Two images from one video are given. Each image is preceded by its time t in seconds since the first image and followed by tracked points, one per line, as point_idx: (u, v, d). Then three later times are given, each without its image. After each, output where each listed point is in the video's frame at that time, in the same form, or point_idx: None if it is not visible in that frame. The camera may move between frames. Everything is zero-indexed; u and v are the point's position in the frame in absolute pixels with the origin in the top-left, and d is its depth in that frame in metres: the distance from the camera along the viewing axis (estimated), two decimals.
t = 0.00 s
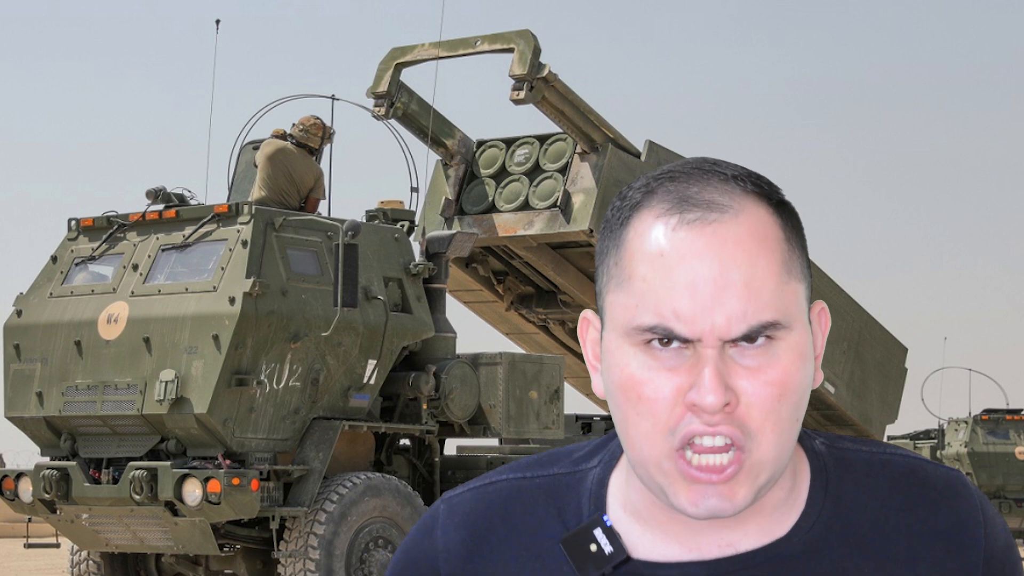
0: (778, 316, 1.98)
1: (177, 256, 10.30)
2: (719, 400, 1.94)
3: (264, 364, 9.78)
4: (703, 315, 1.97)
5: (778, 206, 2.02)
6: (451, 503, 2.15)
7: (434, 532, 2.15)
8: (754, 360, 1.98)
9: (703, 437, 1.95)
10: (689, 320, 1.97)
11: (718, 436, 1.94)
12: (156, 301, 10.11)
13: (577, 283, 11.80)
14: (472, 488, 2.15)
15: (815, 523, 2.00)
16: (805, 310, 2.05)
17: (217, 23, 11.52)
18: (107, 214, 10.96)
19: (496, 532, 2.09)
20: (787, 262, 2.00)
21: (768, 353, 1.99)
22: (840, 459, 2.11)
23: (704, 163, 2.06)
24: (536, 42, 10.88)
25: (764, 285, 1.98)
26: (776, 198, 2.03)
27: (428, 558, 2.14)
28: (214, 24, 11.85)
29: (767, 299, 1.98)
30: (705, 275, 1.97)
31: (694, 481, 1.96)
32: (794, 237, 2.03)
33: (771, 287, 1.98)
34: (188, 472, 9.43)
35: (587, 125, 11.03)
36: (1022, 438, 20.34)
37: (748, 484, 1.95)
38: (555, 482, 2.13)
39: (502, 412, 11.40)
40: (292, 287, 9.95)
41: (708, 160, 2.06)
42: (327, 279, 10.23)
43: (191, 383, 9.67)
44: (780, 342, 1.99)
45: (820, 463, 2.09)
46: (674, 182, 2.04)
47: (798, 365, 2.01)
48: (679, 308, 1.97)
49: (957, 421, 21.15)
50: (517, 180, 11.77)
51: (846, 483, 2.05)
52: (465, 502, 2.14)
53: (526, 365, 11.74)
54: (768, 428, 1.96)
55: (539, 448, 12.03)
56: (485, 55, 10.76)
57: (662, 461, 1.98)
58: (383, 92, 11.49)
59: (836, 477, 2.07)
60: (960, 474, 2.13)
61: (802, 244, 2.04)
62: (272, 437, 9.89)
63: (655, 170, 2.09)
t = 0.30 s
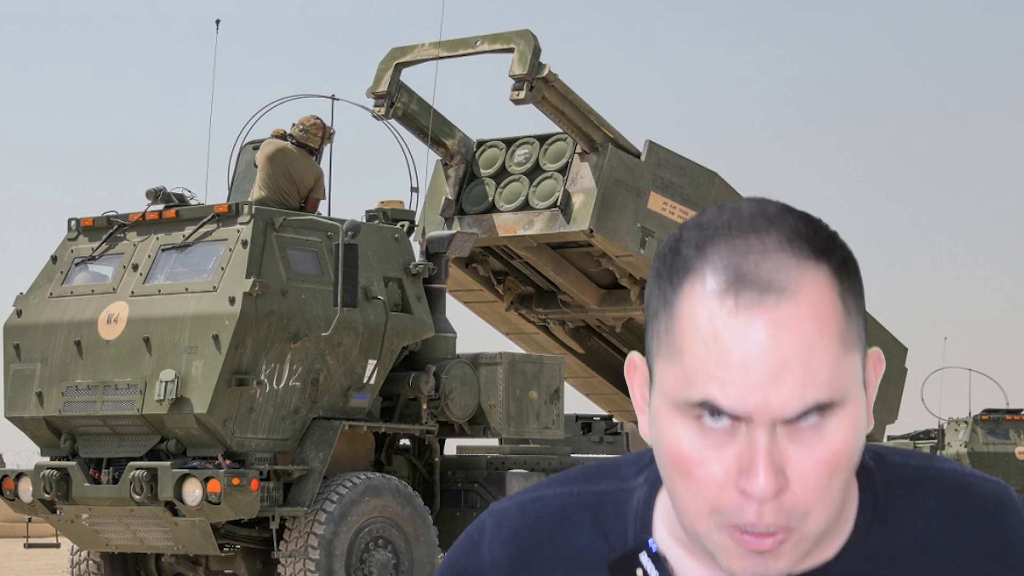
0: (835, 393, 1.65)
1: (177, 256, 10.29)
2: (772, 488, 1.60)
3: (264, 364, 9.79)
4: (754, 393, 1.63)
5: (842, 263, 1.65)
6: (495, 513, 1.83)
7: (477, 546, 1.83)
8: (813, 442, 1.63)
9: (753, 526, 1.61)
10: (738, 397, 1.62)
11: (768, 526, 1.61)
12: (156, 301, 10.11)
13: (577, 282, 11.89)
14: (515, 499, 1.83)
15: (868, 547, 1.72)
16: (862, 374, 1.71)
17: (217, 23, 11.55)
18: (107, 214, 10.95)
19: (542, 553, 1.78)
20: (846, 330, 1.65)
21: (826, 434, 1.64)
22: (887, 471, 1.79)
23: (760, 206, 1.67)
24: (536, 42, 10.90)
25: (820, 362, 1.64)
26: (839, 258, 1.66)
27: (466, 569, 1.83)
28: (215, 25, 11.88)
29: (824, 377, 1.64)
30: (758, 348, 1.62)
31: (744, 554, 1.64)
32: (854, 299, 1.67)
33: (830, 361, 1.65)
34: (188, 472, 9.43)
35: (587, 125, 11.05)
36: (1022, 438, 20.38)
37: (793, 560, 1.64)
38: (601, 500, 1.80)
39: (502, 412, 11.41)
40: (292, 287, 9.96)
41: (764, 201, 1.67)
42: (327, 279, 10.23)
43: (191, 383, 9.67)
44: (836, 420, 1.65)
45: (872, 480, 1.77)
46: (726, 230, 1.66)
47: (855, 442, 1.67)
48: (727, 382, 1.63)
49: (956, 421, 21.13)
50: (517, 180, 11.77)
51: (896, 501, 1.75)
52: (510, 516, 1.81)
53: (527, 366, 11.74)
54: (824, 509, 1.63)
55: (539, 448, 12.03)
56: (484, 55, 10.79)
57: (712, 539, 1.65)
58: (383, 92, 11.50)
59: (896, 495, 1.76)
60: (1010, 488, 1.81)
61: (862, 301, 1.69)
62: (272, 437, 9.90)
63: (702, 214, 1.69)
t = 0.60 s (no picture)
0: (873, 347, 1.51)
1: (177, 255, 10.29)
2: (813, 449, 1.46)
3: (264, 364, 9.79)
4: (791, 357, 1.49)
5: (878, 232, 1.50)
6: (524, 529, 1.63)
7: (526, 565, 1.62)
8: (851, 400, 1.48)
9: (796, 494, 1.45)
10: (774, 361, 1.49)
11: (814, 494, 1.45)
12: (156, 301, 10.11)
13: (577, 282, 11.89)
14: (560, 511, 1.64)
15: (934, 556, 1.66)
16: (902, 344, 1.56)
17: (217, 23, 11.55)
18: (107, 214, 10.95)
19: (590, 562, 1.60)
20: (886, 291, 1.52)
21: (865, 389, 1.49)
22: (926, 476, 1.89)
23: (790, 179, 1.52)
24: (536, 42, 10.90)
25: (859, 312, 1.50)
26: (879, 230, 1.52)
27: None
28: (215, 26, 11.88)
29: (861, 339, 1.50)
30: (798, 295, 1.48)
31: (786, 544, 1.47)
32: (893, 272, 1.52)
33: (866, 322, 1.51)
34: (188, 472, 9.43)
35: (587, 125, 11.06)
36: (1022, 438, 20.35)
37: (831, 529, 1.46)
38: (645, 505, 1.62)
39: (502, 412, 11.42)
40: (293, 287, 9.96)
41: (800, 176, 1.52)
42: (327, 279, 10.23)
43: (191, 383, 9.67)
44: (875, 377, 1.50)
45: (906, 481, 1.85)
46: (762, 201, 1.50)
47: (891, 407, 1.51)
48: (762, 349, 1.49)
49: (958, 421, 21.03)
50: (517, 180, 11.77)
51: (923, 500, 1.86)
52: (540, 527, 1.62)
53: (527, 365, 11.75)
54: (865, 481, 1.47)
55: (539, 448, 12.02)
56: (484, 55, 10.79)
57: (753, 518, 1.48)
58: (383, 92, 11.51)
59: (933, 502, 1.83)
60: None
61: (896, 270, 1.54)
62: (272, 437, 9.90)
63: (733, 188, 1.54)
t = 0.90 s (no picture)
0: (901, 248, 1.67)
1: (177, 256, 10.29)
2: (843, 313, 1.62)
3: (264, 364, 9.79)
4: (825, 237, 1.66)
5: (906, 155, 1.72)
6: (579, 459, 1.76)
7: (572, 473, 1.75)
8: (880, 288, 1.64)
9: (827, 355, 1.59)
10: (811, 236, 1.66)
11: (840, 352, 1.59)
12: (156, 301, 10.11)
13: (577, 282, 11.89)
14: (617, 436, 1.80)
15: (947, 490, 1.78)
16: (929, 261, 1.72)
17: (216, 23, 11.54)
18: (107, 214, 10.95)
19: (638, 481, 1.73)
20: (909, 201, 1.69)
21: (896, 286, 1.65)
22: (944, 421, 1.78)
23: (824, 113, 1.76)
24: (536, 41, 10.90)
25: (886, 213, 1.67)
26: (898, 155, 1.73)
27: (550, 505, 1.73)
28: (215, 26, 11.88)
29: (892, 231, 1.67)
30: (826, 194, 1.67)
31: (818, 423, 1.58)
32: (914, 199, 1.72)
33: (896, 221, 1.68)
34: (188, 472, 9.43)
35: (587, 125, 11.06)
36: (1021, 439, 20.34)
37: (870, 429, 1.58)
38: (695, 449, 1.74)
39: (502, 412, 11.41)
40: (293, 287, 9.95)
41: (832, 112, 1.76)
42: (327, 279, 10.23)
43: (191, 382, 9.67)
44: (903, 277, 1.66)
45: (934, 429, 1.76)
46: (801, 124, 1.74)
47: (921, 310, 1.66)
48: (802, 227, 1.67)
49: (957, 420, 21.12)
50: (517, 180, 11.77)
51: (955, 449, 1.71)
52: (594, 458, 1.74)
53: (527, 366, 11.76)
54: (892, 363, 1.60)
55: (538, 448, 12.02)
56: (484, 55, 10.80)
57: (787, 392, 1.61)
58: (383, 92, 11.51)
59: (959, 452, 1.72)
60: None
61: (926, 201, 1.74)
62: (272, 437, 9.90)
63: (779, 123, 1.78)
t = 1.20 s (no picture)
0: (897, 271, 2.00)
1: (177, 256, 10.29)
2: (838, 339, 1.94)
3: (264, 364, 9.80)
4: (824, 265, 1.99)
5: (901, 183, 2.03)
6: (589, 510, 2.08)
7: (578, 541, 2.05)
8: (874, 311, 1.98)
9: (822, 381, 1.93)
10: (811, 263, 1.99)
11: (835, 379, 1.93)
12: (156, 301, 10.11)
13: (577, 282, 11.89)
14: (606, 496, 2.08)
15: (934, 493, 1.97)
16: (926, 276, 2.05)
17: (216, 22, 11.54)
18: (107, 214, 10.94)
19: (637, 532, 2.03)
20: (906, 224, 2.02)
21: (891, 307, 1.98)
22: (960, 437, 2.10)
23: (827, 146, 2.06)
24: (536, 41, 10.91)
25: (884, 239, 2.00)
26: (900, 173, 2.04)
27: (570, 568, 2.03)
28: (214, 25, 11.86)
29: (888, 254, 2.00)
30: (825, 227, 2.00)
31: (812, 435, 1.94)
32: (917, 208, 2.03)
33: (892, 244, 2.01)
34: (188, 472, 9.43)
35: (587, 125, 11.07)
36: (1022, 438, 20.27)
37: (863, 436, 1.93)
38: (687, 478, 2.10)
39: (502, 412, 11.41)
40: (292, 287, 9.95)
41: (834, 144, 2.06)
42: (327, 279, 10.23)
43: (191, 382, 9.68)
44: (898, 297, 1.99)
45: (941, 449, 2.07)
46: (806, 155, 2.05)
47: (915, 322, 2.00)
48: (801, 256, 2.00)
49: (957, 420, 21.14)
50: (517, 180, 11.78)
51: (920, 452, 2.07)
52: (602, 506, 2.07)
53: (527, 366, 11.75)
54: (885, 381, 1.95)
55: (538, 448, 12.02)
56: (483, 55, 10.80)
57: (787, 405, 1.96)
58: (383, 92, 11.52)
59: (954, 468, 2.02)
60: None
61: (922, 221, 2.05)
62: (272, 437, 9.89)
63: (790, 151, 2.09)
